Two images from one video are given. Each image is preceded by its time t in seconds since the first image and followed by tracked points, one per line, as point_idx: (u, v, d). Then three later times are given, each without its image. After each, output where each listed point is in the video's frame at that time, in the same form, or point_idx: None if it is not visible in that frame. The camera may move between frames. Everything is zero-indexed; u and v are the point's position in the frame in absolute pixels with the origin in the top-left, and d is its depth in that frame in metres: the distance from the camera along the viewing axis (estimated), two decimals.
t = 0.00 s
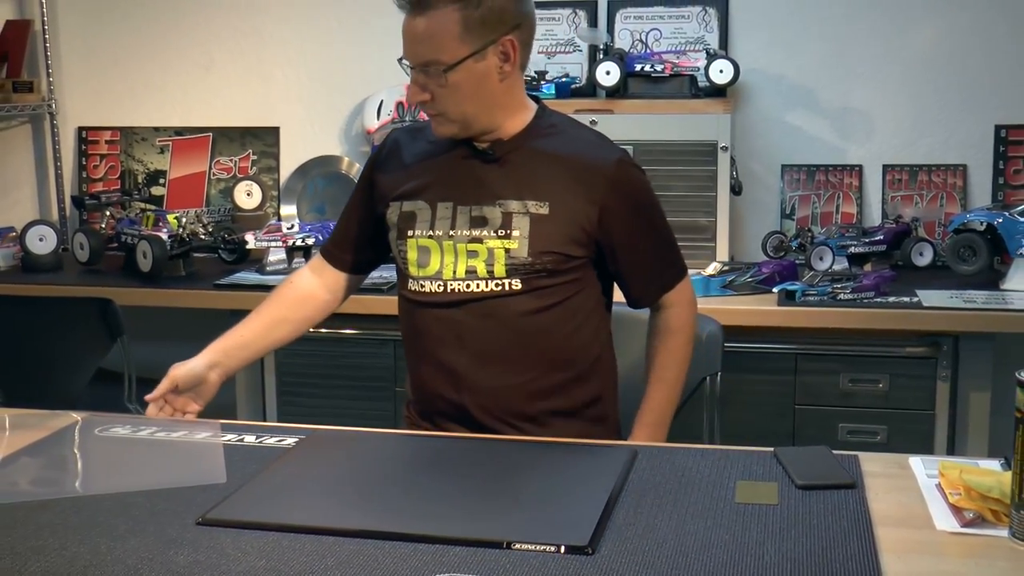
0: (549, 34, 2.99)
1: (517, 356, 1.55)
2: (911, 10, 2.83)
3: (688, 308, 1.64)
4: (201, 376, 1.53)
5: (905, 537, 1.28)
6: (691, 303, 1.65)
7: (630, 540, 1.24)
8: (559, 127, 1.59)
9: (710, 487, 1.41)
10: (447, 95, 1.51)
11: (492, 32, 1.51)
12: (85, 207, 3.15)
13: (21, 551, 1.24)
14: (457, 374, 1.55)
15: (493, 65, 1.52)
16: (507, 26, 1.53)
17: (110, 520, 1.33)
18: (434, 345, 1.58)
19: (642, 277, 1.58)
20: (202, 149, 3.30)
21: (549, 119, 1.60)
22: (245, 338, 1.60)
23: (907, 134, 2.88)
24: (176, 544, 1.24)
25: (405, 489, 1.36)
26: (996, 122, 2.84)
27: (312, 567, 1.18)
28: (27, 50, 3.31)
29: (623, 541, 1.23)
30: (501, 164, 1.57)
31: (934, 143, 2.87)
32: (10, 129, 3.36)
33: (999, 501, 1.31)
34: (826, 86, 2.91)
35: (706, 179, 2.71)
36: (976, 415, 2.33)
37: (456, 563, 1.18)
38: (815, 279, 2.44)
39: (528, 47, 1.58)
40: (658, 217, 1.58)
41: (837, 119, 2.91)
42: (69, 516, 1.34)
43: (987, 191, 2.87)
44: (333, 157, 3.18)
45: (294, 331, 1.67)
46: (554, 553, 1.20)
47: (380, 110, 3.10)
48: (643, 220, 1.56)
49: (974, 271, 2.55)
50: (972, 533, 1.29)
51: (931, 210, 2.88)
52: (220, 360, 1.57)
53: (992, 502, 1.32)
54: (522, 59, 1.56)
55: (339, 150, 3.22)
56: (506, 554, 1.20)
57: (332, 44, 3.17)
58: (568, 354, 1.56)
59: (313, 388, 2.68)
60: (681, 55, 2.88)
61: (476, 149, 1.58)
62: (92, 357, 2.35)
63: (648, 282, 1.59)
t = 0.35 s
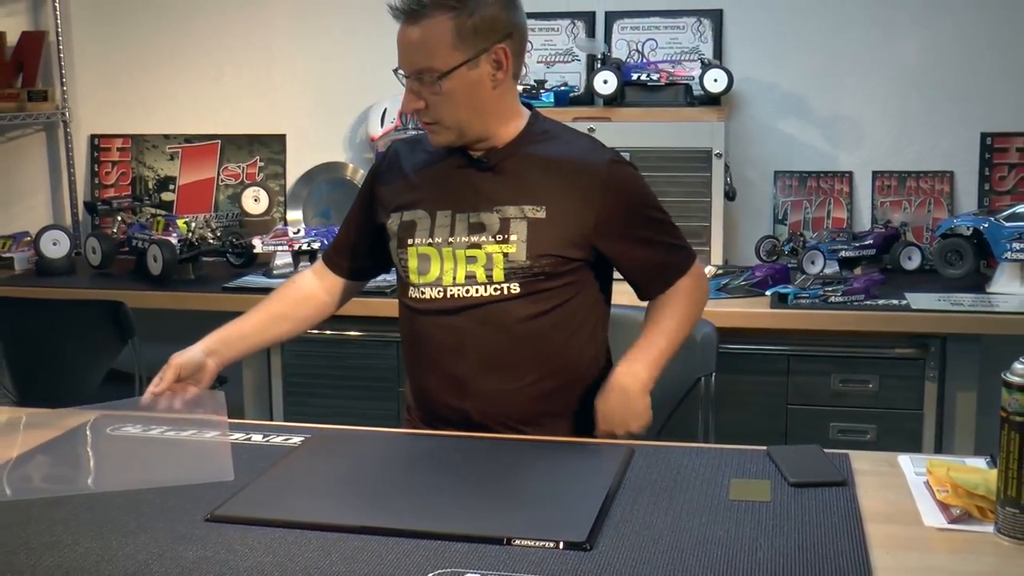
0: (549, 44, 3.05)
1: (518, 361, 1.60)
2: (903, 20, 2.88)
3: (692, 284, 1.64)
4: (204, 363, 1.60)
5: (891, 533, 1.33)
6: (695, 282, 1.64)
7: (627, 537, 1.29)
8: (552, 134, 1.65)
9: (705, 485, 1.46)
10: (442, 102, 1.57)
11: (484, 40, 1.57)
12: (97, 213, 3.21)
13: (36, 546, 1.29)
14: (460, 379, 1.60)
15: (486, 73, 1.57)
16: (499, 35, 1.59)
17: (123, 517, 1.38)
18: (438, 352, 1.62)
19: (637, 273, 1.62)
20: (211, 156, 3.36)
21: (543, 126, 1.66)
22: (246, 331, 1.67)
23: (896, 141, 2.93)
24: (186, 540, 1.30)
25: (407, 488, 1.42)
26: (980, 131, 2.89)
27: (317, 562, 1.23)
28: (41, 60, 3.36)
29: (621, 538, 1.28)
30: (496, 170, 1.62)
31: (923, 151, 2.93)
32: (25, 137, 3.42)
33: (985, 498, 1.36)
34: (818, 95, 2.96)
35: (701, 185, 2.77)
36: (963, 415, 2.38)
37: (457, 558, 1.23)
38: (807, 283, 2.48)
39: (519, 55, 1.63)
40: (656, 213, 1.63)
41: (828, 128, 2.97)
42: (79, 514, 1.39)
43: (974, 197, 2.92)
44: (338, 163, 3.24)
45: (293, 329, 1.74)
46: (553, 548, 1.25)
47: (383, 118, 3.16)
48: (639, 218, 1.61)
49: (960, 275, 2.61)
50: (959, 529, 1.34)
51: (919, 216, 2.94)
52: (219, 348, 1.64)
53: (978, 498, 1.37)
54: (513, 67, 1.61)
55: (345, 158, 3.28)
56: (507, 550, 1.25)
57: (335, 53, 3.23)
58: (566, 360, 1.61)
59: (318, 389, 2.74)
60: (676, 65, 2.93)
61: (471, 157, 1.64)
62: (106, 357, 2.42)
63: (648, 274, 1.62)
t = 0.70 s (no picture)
0: (548, 51, 3.11)
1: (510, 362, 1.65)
2: (896, 27, 2.93)
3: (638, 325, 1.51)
4: (204, 344, 1.71)
5: (880, 528, 1.37)
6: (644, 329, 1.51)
7: (625, 532, 1.33)
8: (542, 139, 1.66)
9: (701, 482, 1.50)
10: (447, 104, 1.59)
11: (488, 44, 1.59)
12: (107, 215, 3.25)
13: (49, 540, 1.34)
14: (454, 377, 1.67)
15: (489, 76, 1.60)
16: (502, 38, 1.61)
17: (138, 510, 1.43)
18: (435, 353, 1.68)
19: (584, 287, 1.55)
20: (218, 160, 3.41)
21: (537, 131, 1.68)
22: (250, 316, 1.76)
23: (887, 145, 2.98)
24: (193, 535, 1.35)
25: (409, 485, 1.46)
26: (968, 135, 2.94)
27: (320, 556, 1.28)
28: (54, 67, 3.42)
29: (618, 533, 1.33)
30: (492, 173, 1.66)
31: (912, 155, 2.97)
32: (39, 141, 3.47)
33: (973, 492, 1.40)
34: (811, 100, 3.00)
35: (694, 188, 2.81)
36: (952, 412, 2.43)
37: (459, 553, 1.27)
38: (799, 283, 2.50)
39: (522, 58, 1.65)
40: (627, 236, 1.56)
41: (819, 131, 3.01)
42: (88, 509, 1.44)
43: (962, 200, 2.97)
44: (342, 167, 3.30)
45: (296, 317, 1.82)
46: (553, 543, 1.30)
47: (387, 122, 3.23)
48: (607, 238, 1.55)
49: (950, 276, 2.67)
50: (947, 523, 1.38)
51: (909, 218, 2.98)
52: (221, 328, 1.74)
53: (966, 493, 1.41)
54: (515, 70, 1.64)
55: (348, 161, 3.33)
56: (507, 544, 1.30)
57: (338, 59, 3.28)
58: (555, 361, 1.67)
59: (322, 388, 2.79)
60: (672, 71, 2.98)
61: (467, 161, 1.68)
62: (116, 357, 2.46)
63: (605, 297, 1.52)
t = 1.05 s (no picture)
0: (547, 56, 3.15)
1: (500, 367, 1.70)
2: (890, 32, 2.97)
3: (525, 349, 1.46)
4: (226, 309, 1.76)
5: (871, 522, 1.40)
6: (531, 353, 1.46)
7: (623, 528, 1.36)
8: (528, 149, 1.67)
9: (698, 478, 1.54)
10: (442, 107, 1.60)
11: (487, 51, 1.59)
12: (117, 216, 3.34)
13: (60, 537, 1.33)
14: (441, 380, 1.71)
15: (486, 82, 1.61)
16: (502, 44, 1.61)
17: (156, 496, 1.46)
18: (420, 356, 1.72)
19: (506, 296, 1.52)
20: (225, 163, 3.46)
21: (529, 140, 1.68)
22: (275, 293, 1.85)
23: (880, 149, 3.02)
24: (201, 530, 1.36)
25: (410, 481, 1.50)
26: (959, 139, 2.98)
27: (326, 551, 1.30)
28: (64, 72, 3.46)
29: (616, 529, 1.36)
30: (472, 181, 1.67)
31: (904, 159, 3.01)
32: (49, 145, 3.51)
33: (964, 489, 1.44)
34: (806, 104, 3.04)
35: (690, 191, 2.85)
36: (944, 414, 2.46)
37: (459, 548, 1.30)
38: (795, 283, 2.56)
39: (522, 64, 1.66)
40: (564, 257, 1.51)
41: (814, 136, 3.05)
42: (98, 500, 1.44)
43: (953, 202, 3.01)
44: (346, 170, 3.34)
45: (314, 301, 1.91)
46: (553, 538, 1.33)
47: (390, 126, 3.26)
48: (542, 255, 1.52)
49: (940, 277, 2.69)
50: (938, 518, 1.42)
51: (901, 220, 3.02)
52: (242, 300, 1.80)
53: (956, 490, 1.44)
54: (513, 76, 1.64)
55: (353, 164, 3.37)
56: (508, 539, 1.33)
57: (340, 64, 3.33)
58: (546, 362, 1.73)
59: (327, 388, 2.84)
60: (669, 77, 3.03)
61: (454, 168, 1.72)
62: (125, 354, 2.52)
63: (519, 309, 1.48)
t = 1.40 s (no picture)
0: (549, 62, 3.20)
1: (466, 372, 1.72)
2: (886, 37, 3.01)
3: (400, 345, 1.47)
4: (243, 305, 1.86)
5: (865, 518, 1.44)
6: (411, 346, 1.48)
7: (621, 524, 1.39)
8: (486, 161, 1.68)
9: (695, 476, 1.58)
10: (414, 122, 1.64)
11: (462, 68, 1.63)
12: (128, 218, 3.38)
13: (72, 533, 1.35)
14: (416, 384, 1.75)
15: (458, 98, 1.65)
16: (476, 61, 1.65)
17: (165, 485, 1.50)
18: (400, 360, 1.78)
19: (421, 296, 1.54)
20: (233, 166, 3.51)
21: (496, 152, 1.69)
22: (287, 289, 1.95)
23: (874, 152, 3.07)
24: (209, 525, 1.37)
25: (415, 478, 1.53)
26: (951, 143, 3.02)
27: (332, 546, 1.32)
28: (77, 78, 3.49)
29: (615, 525, 1.39)
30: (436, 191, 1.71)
31: (897, 162, 3.06)
32: (60, 149, 3.54)
33: (958, 487, 1.45)
34: (802, 109, 3.09)
35: (689, 194, 2.89)
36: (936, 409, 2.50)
37: (461, 543, 1.32)
38: (790, 285, 2.61)
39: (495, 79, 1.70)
40: (466, 271, 1.51)
41: (810, 140, 3.10)
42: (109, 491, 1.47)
43: (945, 205, 3.04)
44: (351, 173, 3.39)
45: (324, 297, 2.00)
46: (553, 533, 1.35)
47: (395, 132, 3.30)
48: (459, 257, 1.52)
49: (933, 278, 2.74)
50: (932, 515, 1.44)
51: (895, 222, 3.05)
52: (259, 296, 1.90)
53: (950, 486, 1.46)
54: (486, 92, 1.69)
55: (359, 167, 3.42)
56: (510, 535, 1.35)
57: (344, 69, 3.38)
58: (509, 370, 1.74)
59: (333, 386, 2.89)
60: (669, 82, 3.07)
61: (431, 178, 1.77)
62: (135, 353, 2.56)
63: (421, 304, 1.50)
